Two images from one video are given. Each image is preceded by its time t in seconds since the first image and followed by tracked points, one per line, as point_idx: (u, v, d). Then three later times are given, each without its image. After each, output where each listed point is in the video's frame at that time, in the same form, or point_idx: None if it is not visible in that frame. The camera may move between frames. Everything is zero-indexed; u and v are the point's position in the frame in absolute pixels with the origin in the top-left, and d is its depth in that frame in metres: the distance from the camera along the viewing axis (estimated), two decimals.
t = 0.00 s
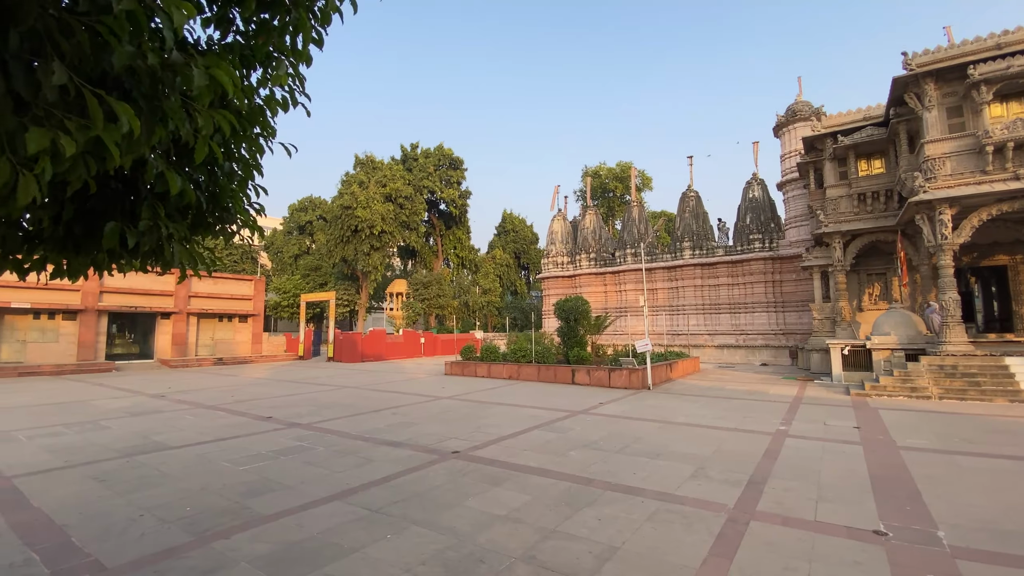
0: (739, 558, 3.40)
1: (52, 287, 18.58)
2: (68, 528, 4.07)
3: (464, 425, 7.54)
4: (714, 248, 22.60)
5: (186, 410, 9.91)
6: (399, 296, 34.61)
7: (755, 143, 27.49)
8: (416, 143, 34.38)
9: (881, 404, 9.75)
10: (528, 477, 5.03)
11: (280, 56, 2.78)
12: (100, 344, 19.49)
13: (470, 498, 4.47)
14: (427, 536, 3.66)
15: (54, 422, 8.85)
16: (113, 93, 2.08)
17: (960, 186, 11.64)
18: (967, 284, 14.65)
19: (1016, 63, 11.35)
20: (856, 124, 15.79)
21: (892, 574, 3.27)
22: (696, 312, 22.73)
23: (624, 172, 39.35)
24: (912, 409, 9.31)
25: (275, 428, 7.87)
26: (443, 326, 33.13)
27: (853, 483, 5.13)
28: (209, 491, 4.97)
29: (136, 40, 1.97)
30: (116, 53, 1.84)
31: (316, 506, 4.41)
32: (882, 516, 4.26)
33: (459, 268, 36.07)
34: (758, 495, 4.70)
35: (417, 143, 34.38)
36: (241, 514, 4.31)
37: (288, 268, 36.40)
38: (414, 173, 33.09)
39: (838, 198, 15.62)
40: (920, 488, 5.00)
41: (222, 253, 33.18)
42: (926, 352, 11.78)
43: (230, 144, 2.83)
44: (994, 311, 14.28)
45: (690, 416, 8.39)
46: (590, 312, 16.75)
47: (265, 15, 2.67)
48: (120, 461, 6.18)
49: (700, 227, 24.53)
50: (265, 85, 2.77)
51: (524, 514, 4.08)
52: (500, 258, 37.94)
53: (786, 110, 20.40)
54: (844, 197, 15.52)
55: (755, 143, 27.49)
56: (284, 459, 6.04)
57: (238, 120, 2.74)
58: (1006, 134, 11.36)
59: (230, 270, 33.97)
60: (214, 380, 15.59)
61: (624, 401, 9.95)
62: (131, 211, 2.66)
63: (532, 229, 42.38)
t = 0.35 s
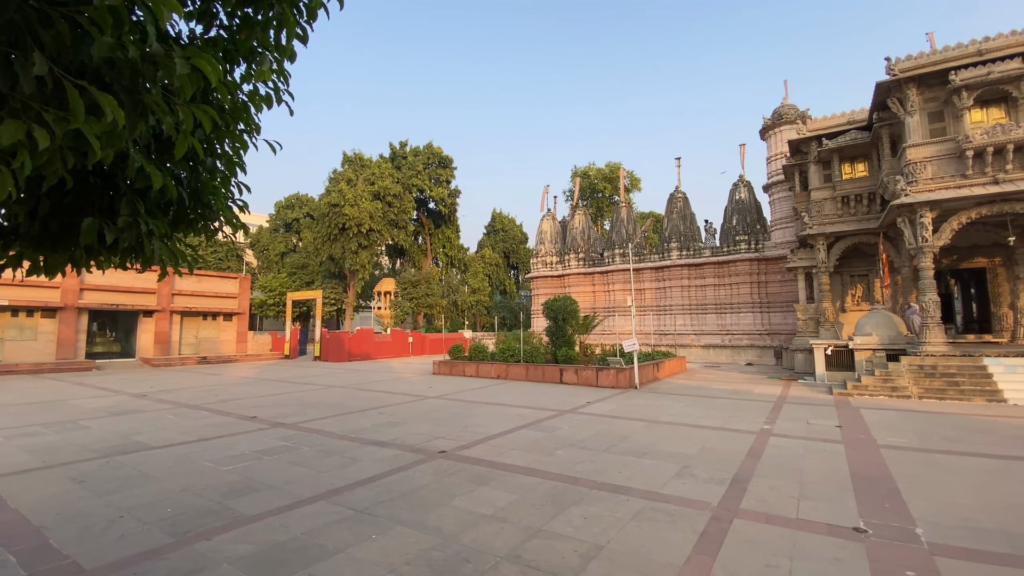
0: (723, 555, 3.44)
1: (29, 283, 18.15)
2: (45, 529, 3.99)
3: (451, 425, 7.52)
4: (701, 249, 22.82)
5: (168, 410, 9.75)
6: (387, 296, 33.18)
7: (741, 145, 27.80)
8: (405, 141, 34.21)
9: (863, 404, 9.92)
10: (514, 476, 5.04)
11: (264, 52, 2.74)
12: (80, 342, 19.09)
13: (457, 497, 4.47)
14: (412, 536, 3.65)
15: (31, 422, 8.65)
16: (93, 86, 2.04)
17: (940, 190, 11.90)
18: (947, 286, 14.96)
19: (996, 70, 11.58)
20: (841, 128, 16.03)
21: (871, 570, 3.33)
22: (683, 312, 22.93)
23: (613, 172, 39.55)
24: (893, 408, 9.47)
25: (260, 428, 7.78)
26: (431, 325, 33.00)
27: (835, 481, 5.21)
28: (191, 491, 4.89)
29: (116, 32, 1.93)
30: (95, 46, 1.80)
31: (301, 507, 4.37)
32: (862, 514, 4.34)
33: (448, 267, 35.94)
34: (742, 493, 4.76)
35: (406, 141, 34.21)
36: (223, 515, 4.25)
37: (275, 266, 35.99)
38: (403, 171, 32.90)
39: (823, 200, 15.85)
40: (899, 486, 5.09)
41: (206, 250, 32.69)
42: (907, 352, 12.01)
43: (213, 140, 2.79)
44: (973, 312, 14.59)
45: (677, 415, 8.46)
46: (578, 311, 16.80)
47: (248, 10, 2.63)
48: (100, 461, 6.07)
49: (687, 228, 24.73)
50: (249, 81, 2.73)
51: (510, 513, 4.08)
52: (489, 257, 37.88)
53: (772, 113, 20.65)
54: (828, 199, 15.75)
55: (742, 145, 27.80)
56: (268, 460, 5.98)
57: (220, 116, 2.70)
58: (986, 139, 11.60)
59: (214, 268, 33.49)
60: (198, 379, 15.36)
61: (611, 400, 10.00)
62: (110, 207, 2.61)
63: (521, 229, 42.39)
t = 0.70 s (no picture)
0: (702, 553, 3.48)
1: None
2: (13, 533, 3.86)
3: (434, 425, 7.48)
4: (684, 250, 23.09)
5: (144, 410, 9.53)
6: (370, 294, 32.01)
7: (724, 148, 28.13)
8: (390, 139, 33.96)
9: (840, 403, 10.14)
10: (496, 476, 5.03)
11: (241, 45, 2.69)
12: (53, 341, 18.57)
13: (439, 497, 4.45)
14: (393, 537, 3.61)
15: None
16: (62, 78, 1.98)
17: (915, 195, 12.26)
18: (921, 288, 15.38)
19: (969, 78, 11.93)
20: (820, 132, 16.35)
21: (845, 566, 3.41)
22: (666, 312, 23.17)
23: (598, 173, 39.78)
24: (868, 407, 9.70)
25: (239, 429, 7.65)
26: (415, 324, 32.80)
27: (811, 479, 5.32)
28: (167, 493, 4.79)
29: (85, 22, 1.87)
30: (64, 37, 1.75)
31: (280, 508, 4.31)
32: (837, 511, 4.43)
33: (433, 266, 35.76)
34: (721, 490, 4.82)
35: (391, 139, 33.96)
36: (200, 517, 4.17)
37: (256, 264, 35.43)
38: (388, 168, 32.64)
39: (802, 203, 16.14)
40: (874, 484, 5.21)
41: (185, 247, 32.03)
42: (882, 352, 12.30)
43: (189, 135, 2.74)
44: (945, 314, 15.01)
45: (659, 414, 8.54)
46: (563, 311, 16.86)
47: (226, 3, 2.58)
48: (72, 463, 5.91)
49: (671, 229, 24.98)
50: (226, 75, 2.68)
51: (492, 512, 4.08)
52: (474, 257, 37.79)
53: (754, 116, 20.99)
54: (808, 202, 16.04)
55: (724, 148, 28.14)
56: (247, 460, 5.88)
57: (195, 110, 2.65)
58: (959, 145, 11.92)
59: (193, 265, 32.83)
60: (175, 378, 15.05)
61: (595, 399, 10.05)
62: (81, 201, 2.54)
63: (507, 228, 42.38)
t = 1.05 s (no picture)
0: (678, 551, 3.51)
1: None
2: None
3: (415, 425, 7.43)
4: (665, 252, 23.36)
5: (115, 411, 9.26)
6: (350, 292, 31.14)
7: (705, 151, 28.51)
8: (373, 137, 33.66)
9: (814, 402, 10.37)
10: (477, 477, 5.02)
11: (213, 38, 2.63)
12: (19, 340, 17.94)
13: (418, 498, 4.41)
14: (371, 539, 3.58)
15: None
16: (23, 69, 1.93)
17: (887, 199, 12.54)
18: (893, 291, 15.83)
19: (939, 86, 12.29)
20: (797, 137, 16.68)
21: (817, 562, 3.47)
22: (648, 313, 23.40)
23: (582, 175, 40.01)
24: (841, 406, 9.95)
25: (215, 430, 7.49)
26: (397, 324, 32.53)
27: (786, 477, 5.42)
28: (138, 497, 4.66)
29: (45, 10, 1.83)
30: (21, 25, 1.70)
31: (255, 511, 4.23)
32: (810, 508, 4.53)
33: (416, 265, 35.51)
34: (698, 489, 4.88)
35: (373, 136, 33.66)
36: (172, 521, 4.07)
37: (234, 262, 34.75)
38: (371, 167, 32.33)
39: (780, 207, 16.46)
40: (845, 481, 5.34)
41: (160, 244, 31.24)
42: (855, 352, 12.63)
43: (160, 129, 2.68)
44: (916, 316, 15.47)
45: (639, 414, 8.62)
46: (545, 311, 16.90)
47: None
48: (38, 466, 5.71)
49: (653, 231, 25.23)
50: (198, 67, 2.62)
51: (471, 513, 4.06)
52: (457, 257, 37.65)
53: (734, 121, 21.34)
54: (785, 206, 16.33)
55: (705, 152, 28.52)
56: (222, 463, 5.75)
57: (166, 102, 2.59)
58: (930, 151, 12.28)
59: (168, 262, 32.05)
60: (148, 379, 14.66)
61: (576, 399, 10.10)
62: (44, 197, 2.46)
63: (491, 228, 42.31)
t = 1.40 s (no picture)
0: (655, 549, 3.55)
1: None
2: None
3: (394, 427, 7.36)
4: (645, 253, 23.62)
5: (82, 414, 8.95)
6: (331, 293, 30.92)
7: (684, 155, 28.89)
8: (354, 135, 33.29)
9: (789, 401, 10.60)
10: (456, 478, 4.99)
11: (182, 30, 2.56)
12: None
13: (396, 501, 4.37)
14: (347, 542, 3.53)
15: None
16: None
17: (859, 204, 12.94)
18: (864, 292, 16.30)
19: (908, 95, 12.70)
20: (773, 142, 17.04)
21: (788, 559, 3.55)
22: (628, 313, 23.62)
23: (564, 176, 40.22)
24: (814, 405, 10.19)
25: (187, 433, 7.30)
26: (377, 325, 32.21)
27: (761, 475, 5.52)
28: (104, 502, 4.51)
29: None
30: None
31: (228, 516, 4.13)
32: (783, 505, 4.63)
33: (397, 265, 35.20)
34: (675, 488, 4.94)
35: (354, 134, 33.29)
36: (140, 527, 3.95)
37: (209, 261, 33.97)
38: (351, 165, 31.95)
39: (756, 210, 16.79)
40: (817, 479, 5.47)
41: (131, 242, 30.35)
42: (828, 352, 12.96)
43: (129, 123, 2.61)
44: (886, 316, 15.96)
45: (618, 414, 8.70)
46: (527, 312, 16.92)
47: None
48: None
49: (633, 233, 25.48)
50: (167, 60, 2.55)
51: (449, 515, 4.04)
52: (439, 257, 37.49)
53: (713, 125, 21.72)
54: (761, 209, 16.74)
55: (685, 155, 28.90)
56: (194, 467, 5.61)
57: (133, 95, 2.51)
58: (900, 158, 12.69)
59: (140, 261, 31.16)
60: (118, 381, 14.22)
61: (557, 399, 10.13)
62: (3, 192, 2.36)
63: (473, 229, 42.20)
